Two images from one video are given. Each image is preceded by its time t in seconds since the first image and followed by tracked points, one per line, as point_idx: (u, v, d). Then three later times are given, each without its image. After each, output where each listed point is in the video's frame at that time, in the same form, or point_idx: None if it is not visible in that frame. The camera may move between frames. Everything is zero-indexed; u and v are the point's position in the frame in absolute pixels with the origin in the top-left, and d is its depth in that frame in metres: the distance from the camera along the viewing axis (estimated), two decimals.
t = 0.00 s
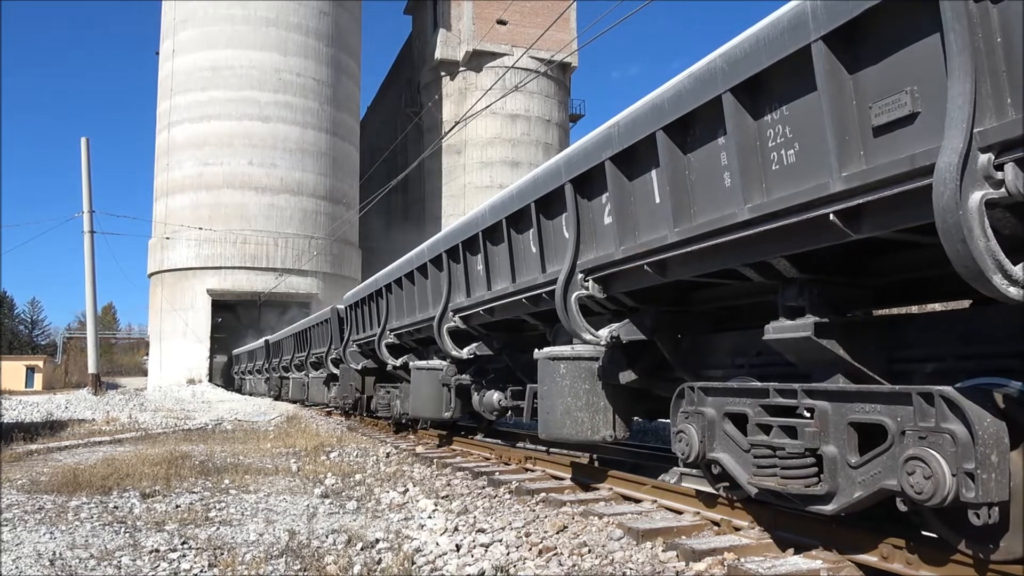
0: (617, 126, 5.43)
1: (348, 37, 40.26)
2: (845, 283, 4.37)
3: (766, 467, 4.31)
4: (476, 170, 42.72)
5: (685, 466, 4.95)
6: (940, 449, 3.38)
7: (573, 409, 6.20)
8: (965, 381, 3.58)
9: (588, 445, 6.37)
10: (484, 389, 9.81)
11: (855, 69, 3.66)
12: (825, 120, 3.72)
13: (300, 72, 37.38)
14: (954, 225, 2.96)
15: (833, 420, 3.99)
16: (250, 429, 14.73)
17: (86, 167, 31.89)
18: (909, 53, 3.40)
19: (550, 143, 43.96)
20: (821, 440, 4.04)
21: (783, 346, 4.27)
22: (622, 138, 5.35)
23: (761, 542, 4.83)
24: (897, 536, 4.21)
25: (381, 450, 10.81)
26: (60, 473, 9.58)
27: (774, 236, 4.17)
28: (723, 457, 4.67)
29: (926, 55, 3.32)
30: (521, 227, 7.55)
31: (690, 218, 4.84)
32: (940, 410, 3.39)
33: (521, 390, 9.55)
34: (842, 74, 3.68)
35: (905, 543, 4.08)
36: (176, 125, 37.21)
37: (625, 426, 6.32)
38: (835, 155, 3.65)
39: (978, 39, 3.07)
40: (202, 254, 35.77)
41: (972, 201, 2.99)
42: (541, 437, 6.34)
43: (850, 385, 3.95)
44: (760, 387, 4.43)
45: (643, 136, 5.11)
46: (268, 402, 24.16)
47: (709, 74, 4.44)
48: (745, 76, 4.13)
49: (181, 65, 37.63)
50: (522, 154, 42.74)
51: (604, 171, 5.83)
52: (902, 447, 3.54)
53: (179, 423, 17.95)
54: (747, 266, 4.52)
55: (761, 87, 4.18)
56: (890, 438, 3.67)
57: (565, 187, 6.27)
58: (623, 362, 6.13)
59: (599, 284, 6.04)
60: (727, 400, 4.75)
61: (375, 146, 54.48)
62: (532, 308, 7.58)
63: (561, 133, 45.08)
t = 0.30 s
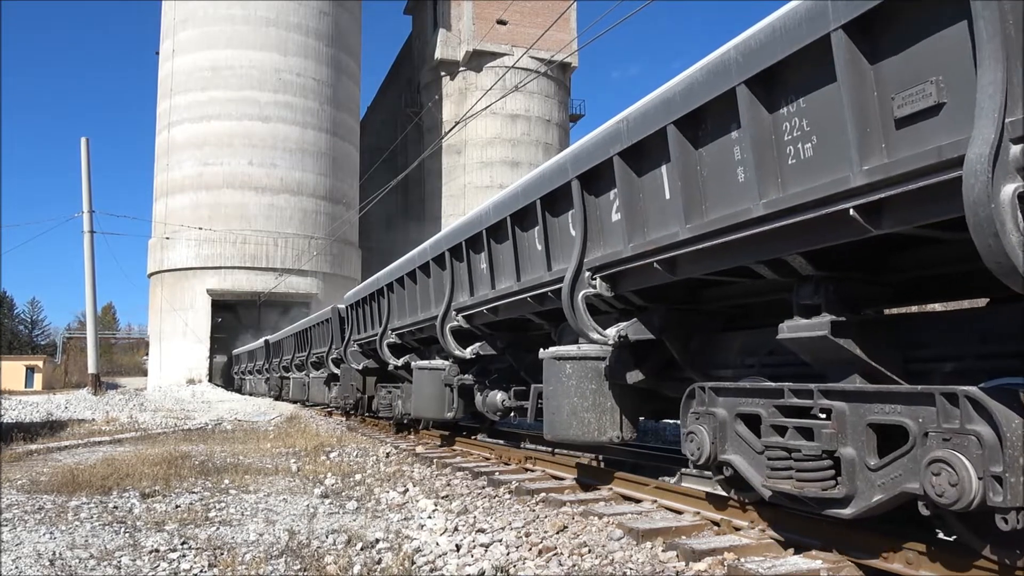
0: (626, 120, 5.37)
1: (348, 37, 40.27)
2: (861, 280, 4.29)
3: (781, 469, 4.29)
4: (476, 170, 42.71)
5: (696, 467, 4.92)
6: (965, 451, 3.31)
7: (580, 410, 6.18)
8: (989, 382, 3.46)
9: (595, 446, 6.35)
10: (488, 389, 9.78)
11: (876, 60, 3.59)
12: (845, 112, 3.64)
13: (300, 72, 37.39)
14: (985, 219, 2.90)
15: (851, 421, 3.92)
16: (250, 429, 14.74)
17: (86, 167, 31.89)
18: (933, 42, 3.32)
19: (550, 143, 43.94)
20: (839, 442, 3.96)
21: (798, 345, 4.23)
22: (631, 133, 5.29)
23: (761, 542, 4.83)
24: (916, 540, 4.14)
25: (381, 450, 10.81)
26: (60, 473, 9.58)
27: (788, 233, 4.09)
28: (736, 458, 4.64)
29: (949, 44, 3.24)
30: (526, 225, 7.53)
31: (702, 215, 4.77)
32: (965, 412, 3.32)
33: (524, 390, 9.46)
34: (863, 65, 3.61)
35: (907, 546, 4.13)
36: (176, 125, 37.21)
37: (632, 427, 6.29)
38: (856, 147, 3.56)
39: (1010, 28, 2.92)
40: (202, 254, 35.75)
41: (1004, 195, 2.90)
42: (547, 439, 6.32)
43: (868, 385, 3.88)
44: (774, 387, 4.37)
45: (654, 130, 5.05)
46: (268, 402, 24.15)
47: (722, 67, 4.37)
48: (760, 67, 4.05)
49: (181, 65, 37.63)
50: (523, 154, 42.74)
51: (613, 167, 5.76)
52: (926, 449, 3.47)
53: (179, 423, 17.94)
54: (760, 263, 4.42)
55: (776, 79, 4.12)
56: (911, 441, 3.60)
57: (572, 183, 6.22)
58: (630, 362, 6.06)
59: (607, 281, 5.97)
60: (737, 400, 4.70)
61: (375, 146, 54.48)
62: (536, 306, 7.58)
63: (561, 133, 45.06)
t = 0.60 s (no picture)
0: (635, 114, 5.33)
1: (348, 37, 40.26)
2: (877, 278, 4.26)
3: (798, 471, 4.24)
4: (476, 170, 42.70)
5: (708, 470, 4.88)
6: (992, 454, 3.25)
7: (587, 411, 6.16)
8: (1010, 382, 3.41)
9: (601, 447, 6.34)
10: (491, 389, 9.67)
11: (900, 48, 3.52)
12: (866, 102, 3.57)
13: (300, 72, 37.38)
14: (1020, 214, 2.84)
15: (870, 422, 3.86)
16: (250, 429, 14.73)
17: (86, 167, 31.88)
18: (959, 30, 3.26)
19: (550, 143, 43.94)
20: (857, 443, 3.91)
21: (816, 344, 4.15)
22: (640, 127, 5.25)
23: (761, 542, 4.83)
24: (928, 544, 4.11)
25: (381, 450, 10.81)
26: (60, 473, 9.58)
27: (804, 228, 4.04)
28: (749, 461, 4.63)
29: (976, 32, 3.18)
30: (531, 222, 7.51)
31: (714, 211, 4.72)
32: (992, 413, 3.26)
33: (528, 390, 9.46)
34: (886, 54, 3.54)
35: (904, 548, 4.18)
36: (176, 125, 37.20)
37: (640, 428, 6.26)
38: (879, 139, 3.49)
39: None
40: (202, 254, 35.74)
41: None
42: (553, 440, 6.32)
43: (887, 385, 3.82)
44: (790, 387, 4.32)
45: (665, 124, 5.00)
46: (268, 402, 24.15)
47: (737, 58, 4.30)
48: (778, 57, 3.99)
49: (181, 66, 37.62)
50: (522, 154, 42.73)
51: (621, 163, 5.73)
52: (953, 451, 3.41)
53: (179, 423, 17.94)
54: (774, 261, 4.37)
55: (793, 70, 4.07)
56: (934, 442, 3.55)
57: (579, 179, 6.19)
58: (638, 362, 6.09)
59: (615, 280, 5.93)
60: (750, 402, 4.69)
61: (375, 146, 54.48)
62: (542, 304, 7.55)
63: (561, 133, 45.06)
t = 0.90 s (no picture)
0: (645, 109, 5.29)
1: (348, 37, 40.25)
2: (894, 277, 4.24)
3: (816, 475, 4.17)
4: (476, 170, 42.69)
5: (720, 472, 4.83)
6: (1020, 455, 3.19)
7: (594, 412, 6.15)
8: None
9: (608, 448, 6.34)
10: (495, 389, 9.68)
11: (925, 36, 3.37)
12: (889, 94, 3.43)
13: (300, 72, 37.36)
14: None
15: (890, 424, 3.80)
16: (250, 429, 14.73)
17: (86, 167, 31.86)
18: (988, 16, 3.10)
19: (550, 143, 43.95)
20: (876, 446, 3.84)
21: (833, 343, 4.08)
22: (651, 122, 5.19)
23: (761, 542, 4.82)
24: (930, 543, 4.12)
25: (381, 450, 10.80)
26: (60, 473, 9.57)
27: (821, 225, 3.94)
28: (763, 463, 4.57)
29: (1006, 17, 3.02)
30: (536, 220, 7.51)
31: (727, 206, 4.63)
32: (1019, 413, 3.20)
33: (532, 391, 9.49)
34: (910, 43, 3.39)
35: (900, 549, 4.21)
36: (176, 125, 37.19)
37: (648, 430, 6.22)
38: (905, 131, 3.34)
39: None
40: (202, 254, 35.73)
41: None
42: (559, 441, 6.32)
43: (908, 385, 3.76)
44: (806, 387, 4.27)
45: (676, 118, 4.93)
46: (269, 402, 24.15)
47: (752, 49, 4.21)
48: (797, 47, 3.87)
49: (181, 65, 37.60)
50: (522, 154, 42.73)
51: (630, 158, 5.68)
52: (981, 454, 3.34)
53: (179, 423, 17.93)
54: (790, 258, 4.27)
55: (812, 60, 3.95)
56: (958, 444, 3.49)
57: (586, 176, 6.16)
58: (646, 362, 6.04)
59: (623, 279, 5.89)
60: (765, 403, 4.64)
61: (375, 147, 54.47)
62: (548, 303, 7.51)
63: (561, 133, 45.07)
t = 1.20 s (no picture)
0: (655, 103, 5.28)
1: (348, 37, 40.26)
2: (912, 273, 4.23)
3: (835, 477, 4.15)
4: (477, 170, 42.70)
5: (733, 473, 4.83)
6: None
7: (601, 413, 6.14)
8: None
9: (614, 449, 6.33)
10: (499, 389, 9.68)
11: (952, 26, 3.34)
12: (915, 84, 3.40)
13: (300, 72, 37.37)
14: None
15: (912, 425, 3.77)
16: (250, 429, 14.74)
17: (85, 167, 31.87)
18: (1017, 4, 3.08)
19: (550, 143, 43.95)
20: (898, 447, 3.80)
21: (851, 343, 4.08)
22: (662, 117, 5.18)
23: (761, 542, 4.83)
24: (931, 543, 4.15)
25: (381, 450, 10.81)
26: (60, 473, 9.57)
27: (839, 220, 3.93)
28: (777, 465, 4.56)
29: None
30: (542, 218, 7.51)
31: (741, 202, 4.62)
32: None
33: (536, 391, 9.50)
34: (937, 32, 3.36)
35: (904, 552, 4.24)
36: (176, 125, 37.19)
37: (656, 430, 6.25)
38: (931, 122, 3.31)
39: None
40: (202, 254, 35.73)
41: None
42: (566, 442, 6.31)
43: (929, 386, 3.75)
44: (824, 388, 4.25)
45: (689, 111, 4.91)
46: (269, 402, 24.15)
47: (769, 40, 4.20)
48: (816, 37, 3.85)
49: (180, 66, 37.61)
50: (522, 154, 42.73)
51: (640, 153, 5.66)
52: (1010, 457, 3.30)
53: (180, 422, 17.94)
54: (806, 255, 4.29)
55: (832, 50, 3.93)
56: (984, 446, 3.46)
57: (594, 172, 6.15)
58: (654, 362, 6.03)
59: (633, 277, 5.90)
60: (779, 403, 4.63)
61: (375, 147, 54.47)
62: (554, 302, 7.51)
63: (561, 133, 45.07)
